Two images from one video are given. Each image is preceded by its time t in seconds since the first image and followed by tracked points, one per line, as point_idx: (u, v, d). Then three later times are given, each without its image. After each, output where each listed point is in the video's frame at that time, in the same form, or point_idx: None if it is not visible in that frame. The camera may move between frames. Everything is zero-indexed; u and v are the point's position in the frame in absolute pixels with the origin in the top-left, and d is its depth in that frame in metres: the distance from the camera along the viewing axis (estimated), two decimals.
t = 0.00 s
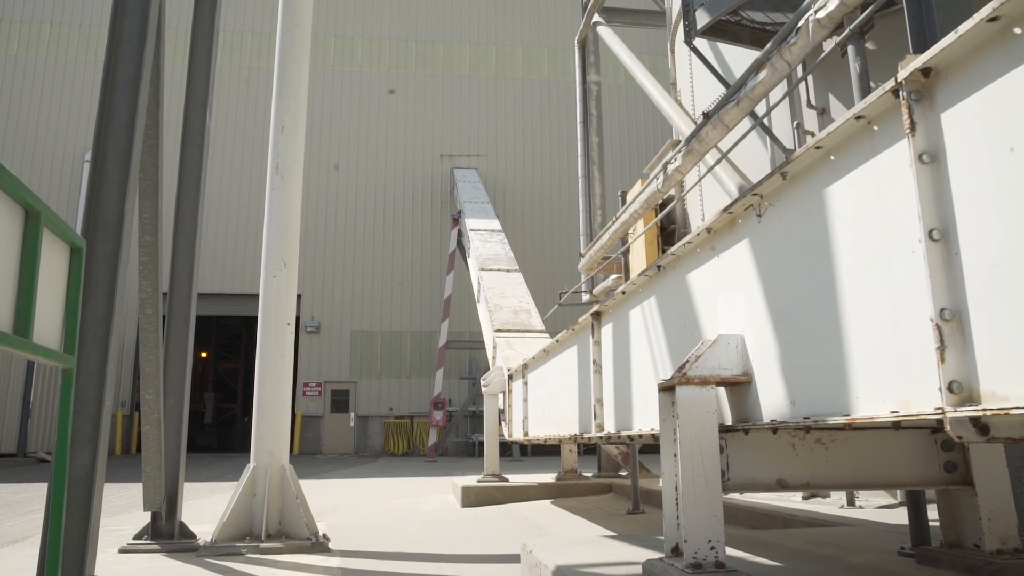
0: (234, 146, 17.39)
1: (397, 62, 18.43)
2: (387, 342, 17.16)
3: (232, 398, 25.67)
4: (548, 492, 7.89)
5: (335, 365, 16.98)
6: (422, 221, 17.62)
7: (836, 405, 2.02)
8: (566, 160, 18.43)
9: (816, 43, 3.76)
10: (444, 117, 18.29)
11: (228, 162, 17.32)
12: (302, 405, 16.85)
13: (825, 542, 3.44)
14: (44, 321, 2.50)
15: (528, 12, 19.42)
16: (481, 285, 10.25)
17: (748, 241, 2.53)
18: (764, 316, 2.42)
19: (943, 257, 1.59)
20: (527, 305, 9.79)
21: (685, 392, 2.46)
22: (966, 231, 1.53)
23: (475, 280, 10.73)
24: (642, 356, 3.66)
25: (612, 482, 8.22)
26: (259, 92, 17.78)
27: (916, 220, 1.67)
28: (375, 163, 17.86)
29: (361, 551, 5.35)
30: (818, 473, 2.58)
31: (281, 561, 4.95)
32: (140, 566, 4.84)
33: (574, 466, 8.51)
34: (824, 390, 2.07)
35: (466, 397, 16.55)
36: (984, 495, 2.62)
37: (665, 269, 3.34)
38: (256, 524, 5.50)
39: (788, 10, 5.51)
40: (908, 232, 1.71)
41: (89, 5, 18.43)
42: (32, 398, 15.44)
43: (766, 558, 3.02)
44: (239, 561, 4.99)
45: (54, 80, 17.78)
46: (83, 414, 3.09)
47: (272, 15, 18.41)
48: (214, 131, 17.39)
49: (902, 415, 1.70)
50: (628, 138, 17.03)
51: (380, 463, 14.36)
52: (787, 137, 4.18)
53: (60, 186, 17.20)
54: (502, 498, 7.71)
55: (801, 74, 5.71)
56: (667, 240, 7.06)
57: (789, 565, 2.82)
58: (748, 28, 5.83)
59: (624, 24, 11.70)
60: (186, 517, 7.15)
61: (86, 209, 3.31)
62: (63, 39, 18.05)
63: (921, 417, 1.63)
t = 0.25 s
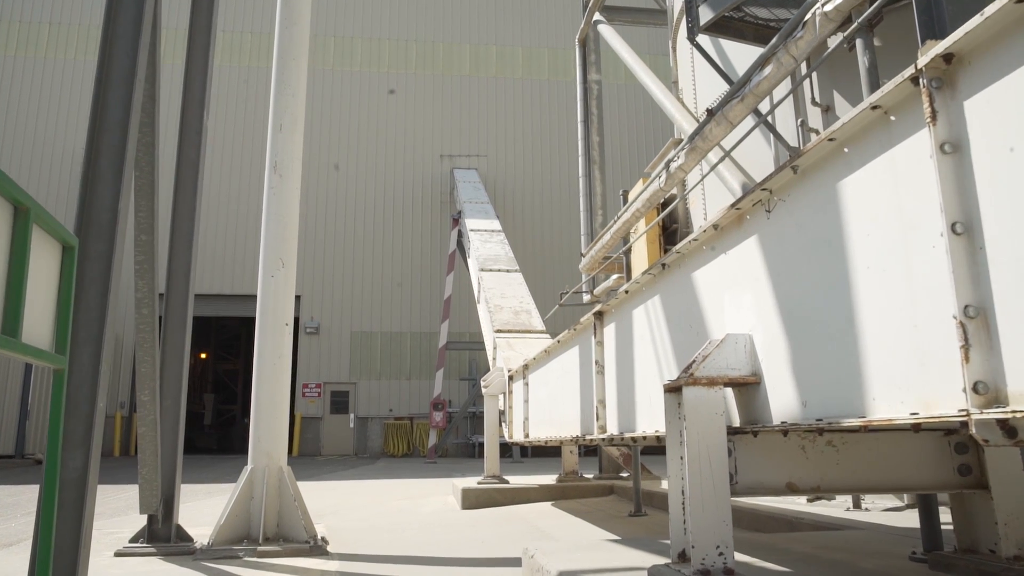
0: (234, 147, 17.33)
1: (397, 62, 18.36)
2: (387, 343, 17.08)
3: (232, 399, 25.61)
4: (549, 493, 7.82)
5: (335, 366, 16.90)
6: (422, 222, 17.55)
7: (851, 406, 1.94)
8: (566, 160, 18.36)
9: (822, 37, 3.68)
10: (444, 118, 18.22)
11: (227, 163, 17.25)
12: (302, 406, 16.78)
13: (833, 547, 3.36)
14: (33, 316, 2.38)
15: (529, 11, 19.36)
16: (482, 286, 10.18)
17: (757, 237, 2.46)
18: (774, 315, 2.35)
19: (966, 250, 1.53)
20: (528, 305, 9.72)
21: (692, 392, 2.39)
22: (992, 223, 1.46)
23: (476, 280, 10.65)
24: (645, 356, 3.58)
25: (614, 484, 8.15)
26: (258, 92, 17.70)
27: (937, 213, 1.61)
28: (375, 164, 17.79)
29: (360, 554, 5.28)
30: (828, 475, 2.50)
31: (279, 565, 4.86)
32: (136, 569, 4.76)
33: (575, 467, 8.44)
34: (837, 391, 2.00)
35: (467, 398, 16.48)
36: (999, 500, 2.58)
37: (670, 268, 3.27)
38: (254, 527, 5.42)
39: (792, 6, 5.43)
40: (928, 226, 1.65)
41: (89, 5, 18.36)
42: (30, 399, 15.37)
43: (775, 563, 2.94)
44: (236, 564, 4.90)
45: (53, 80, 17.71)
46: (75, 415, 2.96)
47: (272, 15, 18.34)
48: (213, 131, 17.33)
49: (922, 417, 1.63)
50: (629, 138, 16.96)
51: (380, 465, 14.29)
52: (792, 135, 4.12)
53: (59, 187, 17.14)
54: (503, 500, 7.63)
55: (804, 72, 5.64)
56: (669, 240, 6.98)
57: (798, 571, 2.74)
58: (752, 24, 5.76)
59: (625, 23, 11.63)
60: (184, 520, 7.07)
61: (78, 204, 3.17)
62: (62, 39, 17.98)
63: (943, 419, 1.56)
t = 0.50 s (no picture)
0: (234, 147, 17.27)
1: (398, 62, 18.30)
2: (388, 344, 17.01)
3: (232, 400, 25.57)
4: (551, 495, 7.75)
5: (336, 367, 16.84)
6: (423, 222, 17.49)
7: (869, 407, 1.88)
8: (568, 160, 18.29)
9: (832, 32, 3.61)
10: (446, 118, 18.16)
11: (227, 163, 17.20)
12: (303, 407, 16.73)
13: (843, 551, 3.29)
14: (24, 312, 2.28)
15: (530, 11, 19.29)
16: (483, 286, 10.11)
17: (768, 232, 2.39)
18: (785, 313, 2.28)
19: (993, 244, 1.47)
20: (529, 305, 9.65)
21: (701, 393, 2.31)
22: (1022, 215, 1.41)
23: (477, 281, 10.58)
24: (651, 356, 3.51)
25: (616, 485, 8.08)
26: (258, 92, 17.65)
27: (962, 206, 1.55)
28: (376, 164, 17.73)
29: (360, 556, 5.19)
30: (841, 479, 2.43)
31: (278, 568, 4.77)
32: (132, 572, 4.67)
33: (577, 469, 8.37)
34: (853, 392, 1.94)
35: (468, 398, 16.42)
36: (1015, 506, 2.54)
37: (677, 266, 3.20)
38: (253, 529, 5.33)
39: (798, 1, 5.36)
40: (952, 220, 1.59)
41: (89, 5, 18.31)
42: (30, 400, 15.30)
43: (785, 569, 2.86)
44: (234, 567, 4.81)
45: (53, 81, 17.67)
46: (70, 415, 2.82)
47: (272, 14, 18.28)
48: (213, 131, 17.28)
49: (946, 419, 1.57)
50: (630, 138, 16.90)
51: (380, 466, 14.22)
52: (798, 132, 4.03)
53: (59, 187, 17.08)
54: (504, 502, 7.56)
55: (810, 70, 5.55)
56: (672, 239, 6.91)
57: None
58: (756, 20, 5.68)
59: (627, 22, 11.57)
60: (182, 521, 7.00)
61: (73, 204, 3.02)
62: (62, 40, 17.93)
63: (970, 421, 1.50)
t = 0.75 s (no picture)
0: (234, 147, 17.21)
1: (398, 62, 18.24)
2: (388, 344, 16.94)
3: (232, 401, 25.53)
4: (552, 497, 7.67)
5: (336, 368, 16.77)
6: (424, 222, 17.43)
7: (885, 408, 1.81)
8: (569, 160, 18.21)
9: (838, 26, 3.52)
10: (447, 118, 18.10)
11: (226, 163, 17.13)
12: (302, 408, 16.67)
13: (852, 556, 3.20)
14: (13, 309, 2.20)
15: (530, 11, 19.22)
16: (483, 286, 10.04)
17: (777, 227, 2.33)
18: (795, 311, 2.21)
19: (1019, 235, 1.41)
20: (530, 306, 9.57)
21: (709, 393, 2.25)
22: None
23: (477, 281, 10.52)
24: (655, 356, 3.44)
25: (618, 487, 8.01)
26: (257, 92, 17.59)
27: (986, 196, 1.49)
28: (376, 164, 17.67)
29: (358, 560, 5.09)
30: (852, 482, 2.36)
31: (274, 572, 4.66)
32: None
33: (578, 470, 8.30)
34: (868, 392, 1.87)
35: (468, 399, 16.36)
36: None
37: (682, 263, 3.13)
38: (250, 531, 5.22)
39: None
40: (975, 211, 1.53)
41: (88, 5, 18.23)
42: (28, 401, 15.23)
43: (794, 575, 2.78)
44: (231, 571, 4.70)
45: (51, 81, 17.60)
46: (61, 416, 2.69)
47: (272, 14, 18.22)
48: (213, 132, 17.22)
49: (970, 420, 1.51)
50: (631, 138, 16.83)
51: (380, 467, 14.15)
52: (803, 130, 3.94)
53: (59, 188, 17.02)
54: (505, 504, 7.48)
55: (815, 66, 5.46)
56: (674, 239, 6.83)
57: None
58: (759, 15, 5.60)
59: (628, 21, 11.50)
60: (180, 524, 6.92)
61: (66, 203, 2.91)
62: (61, 40, 17.88)
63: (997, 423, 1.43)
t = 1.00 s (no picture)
0: (234, 148, 17.14)
1: (398, 62, 18.18)
2: (388, 345, 16.86)
3: (232, 402, 25.49)
4: (553, 498, 7.60)
5: (336, 368, 16.69)
6: (424, 222, 17.36)
7: (904, 406, 1.74)
8: (570, 160, 18.15)
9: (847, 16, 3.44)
10: (448, 118, 18.05)
11: (225, 163, 17.06)
12: (302, 409, 16.61)
13: (863, 559, 3.12)
14: None
15: (531, 10, 19.15)
16: (483, 286, 9.97)
17: (787, 221, 2.26)
18: (807, 307, 2.14)
19: None
20: (531, 306, 9.50)
21: (717, 392, 2.17)
22: None
23: (477, 281, 10.44)
24: (659, 356, 3.37)
25: (620, 488, 7.93)
26: (256, 92, 17.52)
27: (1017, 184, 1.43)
28: (376, 164, 17.61)
29: (358, 562, 5.00)
30: (865, 483, 2.28)
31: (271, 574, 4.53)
32: None
33: (580, 471, 8.23)
34: (886, 389, 1.80)
35: (468, 400, 16.29)
36: None
37: (687, 259, 3.06)
38: (249, 533, 5.08)
39: None
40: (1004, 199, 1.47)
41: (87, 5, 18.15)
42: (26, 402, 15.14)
43: None
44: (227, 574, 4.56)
45: (51, 81, 17.54)
46: (53, 417, 2.58)
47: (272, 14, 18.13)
48: (213, 132, 17.15)
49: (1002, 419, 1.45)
50: (632, 138, 16.77)
51: (380, 468, 14.07)
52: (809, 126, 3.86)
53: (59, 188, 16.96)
54: (506, 505, 7.40)
55: (820, 61, 5.37)
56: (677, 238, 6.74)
57: None
58: (764, 11, 5.50)
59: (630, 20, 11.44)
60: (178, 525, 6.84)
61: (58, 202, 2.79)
62: (61, 40, 17.81)
63: None
